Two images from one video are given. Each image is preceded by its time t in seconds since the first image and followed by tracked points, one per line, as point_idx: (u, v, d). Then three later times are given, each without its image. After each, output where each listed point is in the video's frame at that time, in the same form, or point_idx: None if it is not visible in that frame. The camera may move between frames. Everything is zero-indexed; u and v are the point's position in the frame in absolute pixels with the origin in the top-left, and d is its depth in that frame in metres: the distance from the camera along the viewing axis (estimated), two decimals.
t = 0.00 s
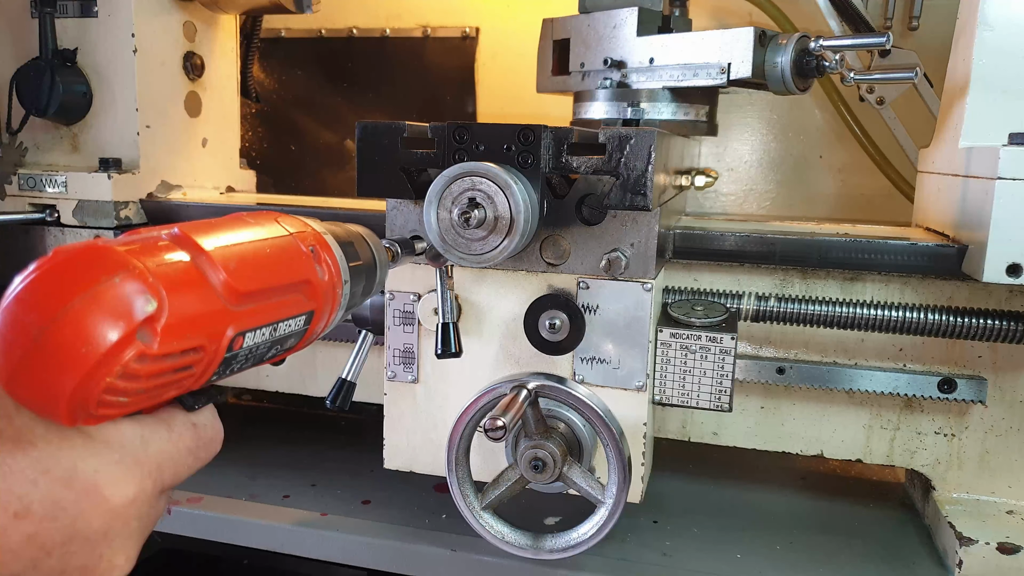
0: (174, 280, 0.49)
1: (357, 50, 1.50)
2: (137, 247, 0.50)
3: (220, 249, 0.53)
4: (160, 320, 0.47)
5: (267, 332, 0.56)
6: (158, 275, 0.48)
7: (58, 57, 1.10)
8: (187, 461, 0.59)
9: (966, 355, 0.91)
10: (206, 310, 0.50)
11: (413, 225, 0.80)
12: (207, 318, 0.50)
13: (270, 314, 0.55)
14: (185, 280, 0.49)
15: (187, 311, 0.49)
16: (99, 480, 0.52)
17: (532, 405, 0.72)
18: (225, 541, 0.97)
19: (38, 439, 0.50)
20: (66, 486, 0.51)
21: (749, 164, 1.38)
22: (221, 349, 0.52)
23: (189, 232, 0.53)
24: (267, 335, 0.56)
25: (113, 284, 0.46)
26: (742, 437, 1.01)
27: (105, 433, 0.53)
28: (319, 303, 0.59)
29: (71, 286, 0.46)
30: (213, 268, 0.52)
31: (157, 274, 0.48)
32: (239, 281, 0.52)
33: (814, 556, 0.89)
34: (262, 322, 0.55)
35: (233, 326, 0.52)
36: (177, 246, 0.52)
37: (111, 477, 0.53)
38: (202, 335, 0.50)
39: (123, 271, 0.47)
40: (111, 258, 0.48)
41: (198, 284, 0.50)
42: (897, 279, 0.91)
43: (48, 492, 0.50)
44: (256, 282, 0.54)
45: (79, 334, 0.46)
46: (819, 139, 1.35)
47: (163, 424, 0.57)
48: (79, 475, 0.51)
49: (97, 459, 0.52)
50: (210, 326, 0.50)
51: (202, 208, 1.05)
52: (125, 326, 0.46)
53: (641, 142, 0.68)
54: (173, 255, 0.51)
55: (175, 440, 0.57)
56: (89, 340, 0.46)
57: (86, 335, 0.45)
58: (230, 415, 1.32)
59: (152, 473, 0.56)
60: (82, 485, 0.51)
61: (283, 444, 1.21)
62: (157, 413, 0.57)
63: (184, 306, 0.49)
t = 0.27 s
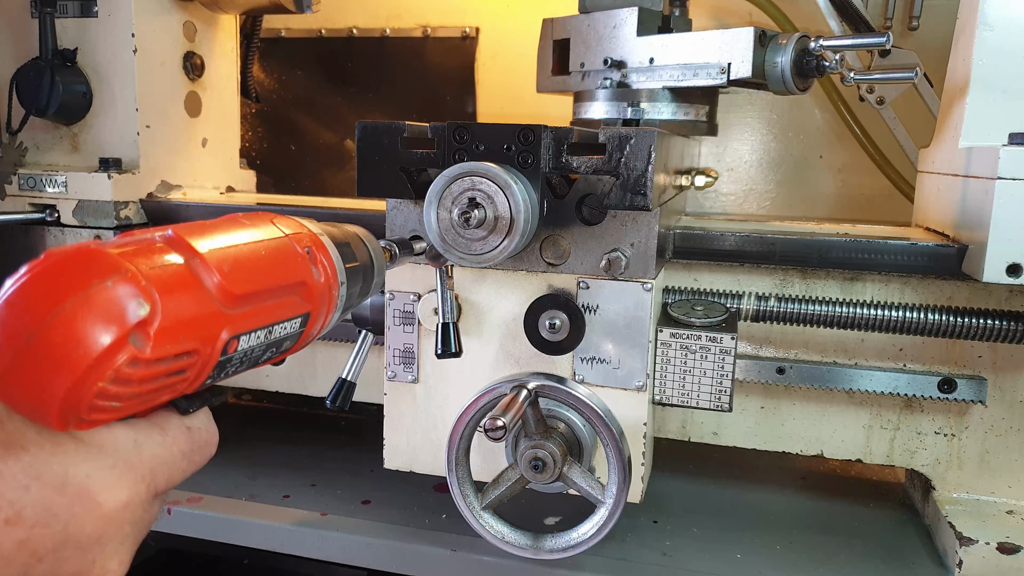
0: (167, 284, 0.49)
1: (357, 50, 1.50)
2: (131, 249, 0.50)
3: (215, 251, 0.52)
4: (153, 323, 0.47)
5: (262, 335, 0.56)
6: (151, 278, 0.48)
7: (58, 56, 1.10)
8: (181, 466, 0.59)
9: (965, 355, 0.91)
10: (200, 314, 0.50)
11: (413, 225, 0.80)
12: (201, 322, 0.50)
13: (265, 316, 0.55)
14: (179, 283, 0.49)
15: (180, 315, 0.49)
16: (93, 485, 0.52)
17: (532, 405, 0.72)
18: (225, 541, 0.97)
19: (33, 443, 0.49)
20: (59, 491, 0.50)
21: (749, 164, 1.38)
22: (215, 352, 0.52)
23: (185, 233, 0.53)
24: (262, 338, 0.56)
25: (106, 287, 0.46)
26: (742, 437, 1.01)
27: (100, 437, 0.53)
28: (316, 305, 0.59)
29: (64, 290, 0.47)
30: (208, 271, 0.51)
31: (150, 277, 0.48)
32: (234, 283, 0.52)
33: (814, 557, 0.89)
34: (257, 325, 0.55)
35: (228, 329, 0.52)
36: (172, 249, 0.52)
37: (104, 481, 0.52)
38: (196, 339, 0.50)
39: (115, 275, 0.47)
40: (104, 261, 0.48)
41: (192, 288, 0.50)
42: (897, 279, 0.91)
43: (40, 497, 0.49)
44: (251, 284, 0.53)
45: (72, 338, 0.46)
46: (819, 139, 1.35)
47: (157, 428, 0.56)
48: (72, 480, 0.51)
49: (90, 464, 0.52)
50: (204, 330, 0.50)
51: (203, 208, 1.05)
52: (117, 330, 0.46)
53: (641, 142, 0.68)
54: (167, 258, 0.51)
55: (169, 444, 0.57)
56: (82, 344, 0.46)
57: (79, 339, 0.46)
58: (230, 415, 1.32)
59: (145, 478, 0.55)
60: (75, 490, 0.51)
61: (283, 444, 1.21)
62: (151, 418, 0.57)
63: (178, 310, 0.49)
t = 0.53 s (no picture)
0: (161, 289, 0.49)
1: (357, 50, 1.50)
2: (125, 254, 0.50)
3: (209, 256, 0.52)
4: (148, 329, 0.47)
5: (259, 339, 0.56)
6: (145, 284, 0.48)
7: (58, 57, 1.10)
8: (176, 471, 0.59)
9: (966, 355, 0.91)
10: (196, 319, 0.50)
11: (413, 225, 0.80)
12: (196, 327, 0.50)
13: (261, 321, 0.55)
14: (174, 289, 0.49)
15: (175, 320, 0.49)
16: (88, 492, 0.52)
17: (532, 405, 0.72)
18: (225, 541, 0.97)
19: (26, 451, 0.49)
20: (53, 499, 0.50)
21: (749, 164, 1.38)
22: (211, 357, 0.52)
23: (179, 238, 0.53)
24: (258, 342, 0.56)
25: (100, 294, 0.46)
26: (742, 437, 1.01)
27: (94, 444, 0.52)
28: (312, 308, 0.59)
29: (58, 296, 0.46)
30: (203, 276, 0.51)
31: (145, 283, 0.48)
32: (229, 288, 0.52)
33: (814, 557, 0.89)
34: (253, 330, 0.55)
35: (224, 334, 0.52)
36: (166, 253, 0.52)
37: (99, 488, 0.52)
38: (191, 344, 0.50)
39: (110, 281, 0.47)
40: (98, 267, 0.48)
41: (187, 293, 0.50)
42: (897, 279, 0.91)
43: (35, 506, 0.49)
44: (247, 288, 0.53)
45: (65, 345, 0.46)
46: (819, 139, 1.35)
47: (152, 434, 0.56)
48: (66, 488, 0.50)
49: (84, 471, 0.51)
50: (199, 335, 0.50)
51: (203, 208, 1.05)
52: (112, 337, 0.46)
53: (641, 142, 0.68)
54: (161, 263, 0.50)
55: (165, 450, 0.57)
56: (76, 351, 0.46)
57: (73, 346, 0.46)
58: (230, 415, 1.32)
59: (141, 485, 0.55)
60: (70, 498, 0.51)
61: (283, 444, 1.21)
62: (146, 422, 0.57)
63: (173, 315, 0.49)
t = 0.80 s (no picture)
0: (153, 294, 0.49)
1: (357, 50, 1.50)
2: (117, 258, 0.50)
3: (203, 259, 0.52)
4: (140, 334, 0.47)
5: (253, 343, 0.56)
6: (137, 288, 0.48)
7: (58, 56, 1.10)
8: (170, 478, 0.58)
9: (966, 355, 0.91)
10: (188, 323, 0.50)
11: (413, 225, 0.80)
12: (189, 332, 0.50)
13: (255, 324, 0.55)
14: (166, 293, 0.49)
15: (167, 325, 0.49)
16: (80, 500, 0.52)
17: (532, 405, 0.72)
18: (225, 541, 0.97)
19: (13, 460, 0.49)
20: (42, 507, 0.50)
21: (749, 164, 1.38)
22: (205, 362, 0.52)
23: (172, 240, 0.53)
24: (253, 346, 0.56)
25: (91, 298, 0.46)
26: (742, 437, 1.01)
27: (83, 450, 0.52)
28: (308, 311, 0.59)
29: (49, 301, 0.46)
30: (196, 279, 0.51)
31: (136, 287, 0.48)
32: (223, 291, 0.52)
33: (814, 557, 0.89)
34: (247, 334, 0.55)
35: (217, 338, 0.52)
36: (159, 256, 0.52)
37: (89, 496, 0.52)
38: (184, 349, 0.50)
39: (101, 285, 0.47)
40: (89, 271, 0.48)
41: (179, 297, 0.50)
42: (897, 279, 0.91)
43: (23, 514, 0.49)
44: (240, 292, 0.53)
45: (56, 350, 0.46)
46: (819, 139, 1.35)
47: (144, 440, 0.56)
48: (56, 496, 0.51)
49: (74, 479, 0.51)
50: (192, 340, 0.50)
51: (203, 208, 1.05)
52: (103, 342, 0.46)
53: (641, 143, 0.68)
54: (153, 267, 0.50)
55: (158, 456, 0.57)
56: (67, 356, 0.46)
57: (64, 351, 0.46)
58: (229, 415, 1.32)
59: (133, 492, 0.55)
60: (60, 508, 0.51)
61: (283, 444, 1.21)
62: (139, 429, 0.56)
63: (165, 320, 0.49)
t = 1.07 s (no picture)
0: (143, 298, 0.48)
1: (357, 50, 1.50)
2: (106, 263, 0.49)
3: (195, 262, 0.52)
4: (132, 339, 0.47)
5: (247, 346, 0.56)
6: (127, 293, 0.48)
7: (58, 57, 1.10)
8: (166, 483, 0.59)
9: (966, 355, 0.91)
10: (180, 328, 0.50)
11: (413, 225, 0.80)
12: (181, 336, 0.50)
13: (249, 327, 0.55)
14: (157, 297, 0.49)
15: (159, 329, 0.48)
16: (77, 508, 0.52)
17: (532, 405, 0.72)
18: (225, 541, 0.97)
19: (6, 469, 0.49)
20: (36, 517, 0.50)
21: (749, 164, 1.38)
22: (198, 366, 0.52)
23: (163, 244, 0.53)
24: (247, 349, 0.56)
25: (80, 304, 0.46)
26: (742, 437, 1.01)
27: (78, 458, 0.52)
28: (303, 313, 0.59)
29: (37, 308, 0.46)
30: (188, 282, 0.51)
31: (127, 292, 0.48)
32: (215, 294, 0.52)
33: (815, 557, 0.89)
34: (241, 337, 0.55)
35: (210, 342, 0.52)
36: (150, 261, 0.51)
37: (84, 505, 0.52)
38: (175, 354, 0.50)
39: (91, 290, 0.47)
40: (79, 277, 0.47)
41: (170, 301, 0.50)
42: (897, 279, 0.91)
43: (18, 525, 0.49)
44: (233, 295, 0.53)
45: (46, 357, 0.45)
46: (819, 139, 1.35)
47: (140, 447, 0.56)
48: (50, 506, 0.51)
49: (70, 488, 0.52)
50: (184, 344, 0.50)
51: (203, 208, 1.05)
52: (94, 347, 0.46)
53: (641, 143, 0.68)
54: (143, 271, 0.50)
55: (153, 463, 0.57)
56: (57, 363, 0.45)
57: (54, 358, 0.45)
58: (229, 415, 1.32)
59: (128, 501, 0.55)
60: (55, 518, 0.51)
61: (283, 444, 1.21)
62: (134, 435, 0.57)
63: (156, 324, 0.48)
